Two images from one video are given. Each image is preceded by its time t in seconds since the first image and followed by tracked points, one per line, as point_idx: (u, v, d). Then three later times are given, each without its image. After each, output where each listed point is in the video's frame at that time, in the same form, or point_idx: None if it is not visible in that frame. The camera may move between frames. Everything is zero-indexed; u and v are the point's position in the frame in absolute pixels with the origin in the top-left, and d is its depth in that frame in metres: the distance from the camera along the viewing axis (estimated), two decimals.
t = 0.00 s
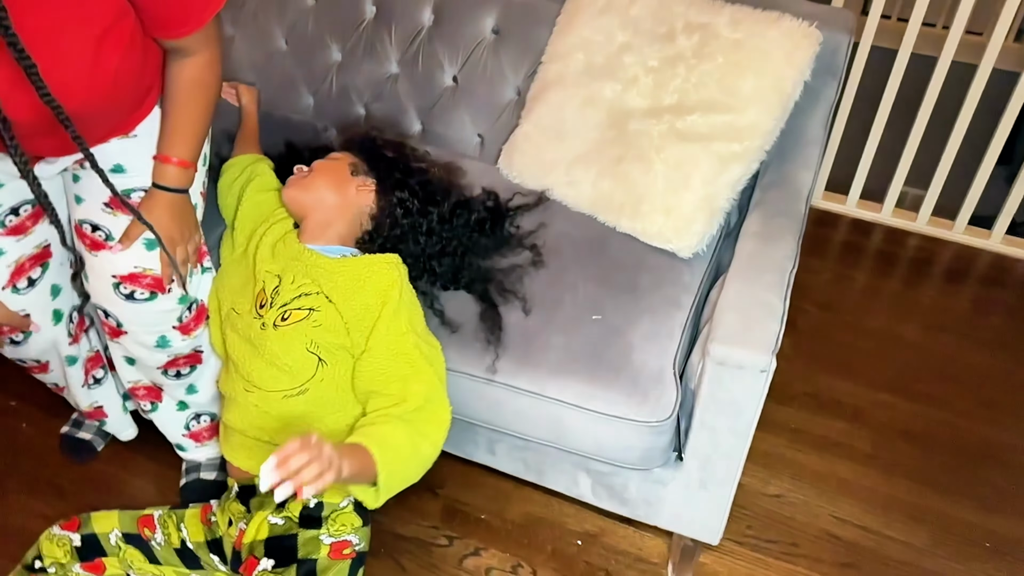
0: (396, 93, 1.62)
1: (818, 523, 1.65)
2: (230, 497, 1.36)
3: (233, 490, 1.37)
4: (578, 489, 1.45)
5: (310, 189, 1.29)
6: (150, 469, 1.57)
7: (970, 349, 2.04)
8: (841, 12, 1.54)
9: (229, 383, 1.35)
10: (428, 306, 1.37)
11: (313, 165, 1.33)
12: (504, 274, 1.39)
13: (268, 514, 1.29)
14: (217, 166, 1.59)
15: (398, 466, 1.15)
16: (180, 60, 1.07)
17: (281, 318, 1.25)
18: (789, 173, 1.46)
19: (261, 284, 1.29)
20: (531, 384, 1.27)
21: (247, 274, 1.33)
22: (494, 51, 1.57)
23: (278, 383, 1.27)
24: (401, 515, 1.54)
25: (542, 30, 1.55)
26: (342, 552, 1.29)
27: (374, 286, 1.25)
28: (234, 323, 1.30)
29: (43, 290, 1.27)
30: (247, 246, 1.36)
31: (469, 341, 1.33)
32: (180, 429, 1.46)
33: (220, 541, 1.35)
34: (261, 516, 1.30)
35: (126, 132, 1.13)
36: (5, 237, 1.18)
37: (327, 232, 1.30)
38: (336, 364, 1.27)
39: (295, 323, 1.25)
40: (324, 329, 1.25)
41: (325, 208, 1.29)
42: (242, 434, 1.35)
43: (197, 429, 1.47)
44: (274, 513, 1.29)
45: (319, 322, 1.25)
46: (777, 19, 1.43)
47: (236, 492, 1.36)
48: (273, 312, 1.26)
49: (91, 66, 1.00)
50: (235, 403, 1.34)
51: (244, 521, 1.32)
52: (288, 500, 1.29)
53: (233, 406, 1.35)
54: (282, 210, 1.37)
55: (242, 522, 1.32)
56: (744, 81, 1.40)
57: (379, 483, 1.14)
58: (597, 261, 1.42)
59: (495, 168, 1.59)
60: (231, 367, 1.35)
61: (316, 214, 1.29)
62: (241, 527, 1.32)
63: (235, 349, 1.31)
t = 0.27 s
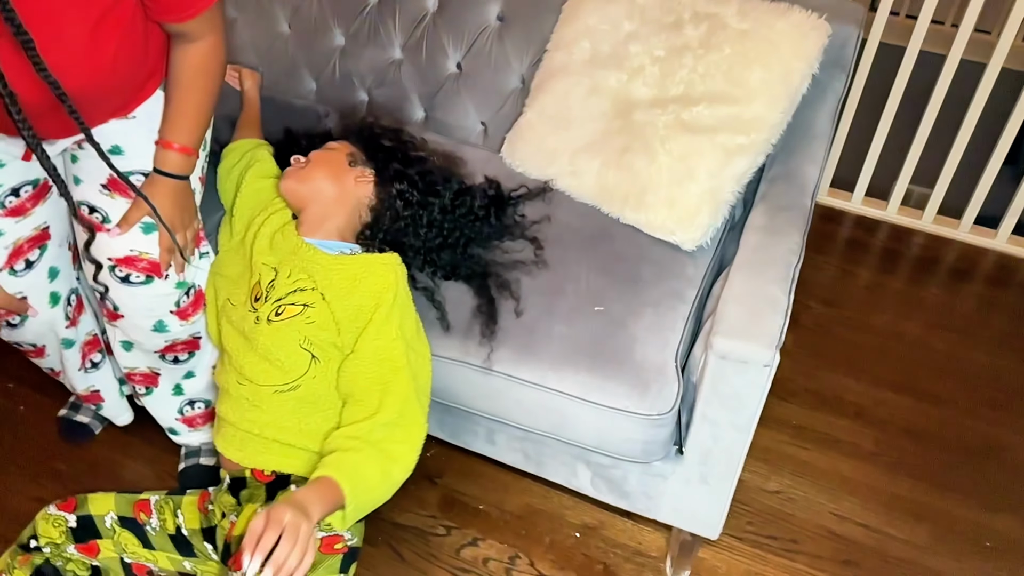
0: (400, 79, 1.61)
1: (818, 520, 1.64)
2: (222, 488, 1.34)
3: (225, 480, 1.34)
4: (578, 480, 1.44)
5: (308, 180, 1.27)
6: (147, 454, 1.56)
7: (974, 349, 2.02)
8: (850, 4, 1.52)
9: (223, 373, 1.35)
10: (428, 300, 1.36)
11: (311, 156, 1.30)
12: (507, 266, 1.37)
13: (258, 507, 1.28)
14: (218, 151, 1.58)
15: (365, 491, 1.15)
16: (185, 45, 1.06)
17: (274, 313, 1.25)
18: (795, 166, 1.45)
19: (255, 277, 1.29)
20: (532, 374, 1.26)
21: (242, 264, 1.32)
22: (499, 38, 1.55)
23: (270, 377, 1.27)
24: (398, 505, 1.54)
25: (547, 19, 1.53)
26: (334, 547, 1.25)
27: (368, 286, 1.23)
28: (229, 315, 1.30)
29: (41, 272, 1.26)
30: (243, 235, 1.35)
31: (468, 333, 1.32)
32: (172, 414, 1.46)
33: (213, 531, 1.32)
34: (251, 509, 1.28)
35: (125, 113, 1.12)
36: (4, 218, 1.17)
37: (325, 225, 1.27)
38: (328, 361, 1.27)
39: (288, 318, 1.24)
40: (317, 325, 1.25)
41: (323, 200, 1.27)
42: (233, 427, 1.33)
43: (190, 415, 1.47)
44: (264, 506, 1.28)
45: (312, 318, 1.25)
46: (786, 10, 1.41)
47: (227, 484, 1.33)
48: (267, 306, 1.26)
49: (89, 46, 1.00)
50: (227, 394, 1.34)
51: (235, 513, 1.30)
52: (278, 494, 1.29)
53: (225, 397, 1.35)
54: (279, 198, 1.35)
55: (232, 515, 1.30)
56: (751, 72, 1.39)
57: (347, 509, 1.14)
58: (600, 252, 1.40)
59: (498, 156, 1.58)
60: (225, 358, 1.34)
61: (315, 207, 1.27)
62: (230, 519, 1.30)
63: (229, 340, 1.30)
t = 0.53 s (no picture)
0: (402, 67, 1.60)
1: (815, 520, 1.63)
2: (213, 481, 1.32)
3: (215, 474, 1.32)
4: (575, 475, 1.43)
5: (303, 174, 1.25)
6: (142, 440, 1.55)
7: (974, 350, 2.01)
8: None
9: (213, 366, 1.34)
10: (428, 291, 1.35)
11: (305, 148, 1.29)
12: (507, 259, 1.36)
13: (246, 502, 1.26)
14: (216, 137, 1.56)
15: (338, 507, 1.16)
16: (186, 32, 1.04)
17: (264, 310, 1.24)
18: (799, 162, 1.43)
19: (246, 272, 1.28)
20: (531, 366, 1.25)
21: (235, 257, 1.31)
22: (502, 28, 1.54)
23: (258, 374, 1.26)
24: (394, 496, 1.53)
25: (551, 9, 1.52)
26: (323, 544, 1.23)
27: (360, 286, 1.22)
28: (220, 309, 1.29)
29: (35, 256, 1.25)
30: (236, 228, 1.33)
31: (465, 324, 1.31)
32: (165, 399, 1.45)
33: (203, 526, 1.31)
34: (240, 503, 1.26)
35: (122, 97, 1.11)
36: None
37: (320, 219, 1.26)
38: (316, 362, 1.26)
39: (277, 317, 1.24)
40: (307, 325, 1.24)
41: (318, 194, 1.25)
42: (220, 422, 1.32)
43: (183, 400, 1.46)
44: (252, 501, 1.26)
45: (301, 318, 1.24)
46: (793, 4, 1.40)
47: (217, 478, 1.32)
48: (257, 303, 1.25)
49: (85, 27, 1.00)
50: (216, 388, 1.32)
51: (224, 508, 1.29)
52: (266, 488, 1.27)
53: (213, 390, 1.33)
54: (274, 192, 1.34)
55: (221, 509, 1.29)
56: (756, 66, 1.37)
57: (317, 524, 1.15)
58: (600, 246, 1.39)
59: (499, 147, 1.57)
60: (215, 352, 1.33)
61: (310, 202, 1.26)
62: (219, 513, 1.28)
63: (220, 335, 1.30)
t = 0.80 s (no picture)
0: (403, 59, 1.58)
1: (811, 523, 1.62)
2: (200, 479, 1.31)
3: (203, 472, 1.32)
4: (570, 473, 1.42)
5: (297, 171, 1.24)
6: (134, 430, 1.54)
7: (974, 356, 2.00)
8: None
9: (203, 362, 1.33)
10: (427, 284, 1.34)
11: (300, 144, 1.26)
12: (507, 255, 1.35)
13: (235, 499, 1.26)
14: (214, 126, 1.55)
15: (308, 525, 1.17)
16: (188, 24, 1.03)
17: (253, 310, 1.23)
18: (802, 162, 1.42)
19: (237, 270, 1.26)
20: (528, 362, 1.24)
21: (227, 252, 1.30)
22: (504, 22, 1.53)
23: (247, 374, 1.25)
24: (388, 491, 1.51)
25: (554, 4, 1.51)
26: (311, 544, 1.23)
27: (352, 289, 1.21)
28: (210, 306, 1.27)
29: (28, 244, 1.24)
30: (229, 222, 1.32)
31: (461, 318, 1.30)
32: (158, 388, 1.44)
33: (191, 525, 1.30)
34: (227, 501, 1.26)
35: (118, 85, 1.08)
36: None
37: (314, 217, 1.24)
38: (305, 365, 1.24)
39: (267, 317, 1.22)
40: (296, 327, 1.23)
41: (312, 191, 1.24)
42: (208, 420, 1.30)
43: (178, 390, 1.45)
44: (240, 498, 1.26)
45: (291, 319, 1.22)
46: (799, 3, 1.39)
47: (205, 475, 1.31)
48: (247, 302, 1.24)
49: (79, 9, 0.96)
50: (205, 385, 1.31)
51: (210, 506, 1.28)
52: (255, 486, 1.26)
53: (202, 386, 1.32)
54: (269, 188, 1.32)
55: (207, 507, 1.28)
56: (761, 65, 1.36)
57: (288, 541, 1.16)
58: (600, 242, 1.38)
59: (500, 142, 1.55)
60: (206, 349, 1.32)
61: (305, 199, 1.24)
62: (206, 512, 1.28)
63: (209, 333, 1.28)
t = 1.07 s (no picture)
0: (405, 56, 1.58)
1: (807, 528, 1.62)
2: (189, 479, 1.31)
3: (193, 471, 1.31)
4: (566, 475, 1.41)
5: (293, 169, 1.22)
6: (128, 424, 1.53)
7: (973, 364, 2.00)
8: (869, 4, 1.50)
9: (197, 360, 1.32)
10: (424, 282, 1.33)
11: (297, 142, 1.25)
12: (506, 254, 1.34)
13: (227, 498, 1.26)
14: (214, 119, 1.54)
15: (292, 536, 1.19)
16: (190, 19, 1.02)
17: (245, 313, 1.22)
18: (805, 166, 1.42)
19: (230, 271, 1.26)
20: (525, 362, 1.23)
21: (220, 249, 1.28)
22: (508, 19, 1.52)
23: (238, 375, 1.24)
24: (381, 490, 1.50)
25: (558, 3, 1.51)
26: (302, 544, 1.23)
27: (345, 293, 1.19)
28: (204, 306, 1.27)
29: (22, 235, 1.23)
30: (224, 219, 1.31)
31: (458, 317, 1.29)
32: (152, 382, 1.43)
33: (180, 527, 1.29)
34: (218, 501, 1.26)
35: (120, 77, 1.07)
36: None
37: (308, 217, 1.22)
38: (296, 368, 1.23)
39: (258, 320, 1.22)
40: (287, 330, 1.22)
41: (308, 191, 1.22)
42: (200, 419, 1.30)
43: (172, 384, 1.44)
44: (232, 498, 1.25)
45: (283, 323, 1.21)
46: (805, 6, 1.38)
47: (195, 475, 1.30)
48: (239, 304, 1.23)
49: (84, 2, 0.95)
50: (198, 384, 1.31)
51: (200, 506, 1.27)
52: (248, 486, 1.26)
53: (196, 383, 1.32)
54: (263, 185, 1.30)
55: (197, 507, 1.27)
56: (766, 67, 1.36)
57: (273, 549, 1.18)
58: (600, 243, 1.37)
59: (501, 140, 1.54)
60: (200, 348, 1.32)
61: (299, 198, 1.22)
62: (195, 512, 1.27)
63: (202, 331, 1.28)
